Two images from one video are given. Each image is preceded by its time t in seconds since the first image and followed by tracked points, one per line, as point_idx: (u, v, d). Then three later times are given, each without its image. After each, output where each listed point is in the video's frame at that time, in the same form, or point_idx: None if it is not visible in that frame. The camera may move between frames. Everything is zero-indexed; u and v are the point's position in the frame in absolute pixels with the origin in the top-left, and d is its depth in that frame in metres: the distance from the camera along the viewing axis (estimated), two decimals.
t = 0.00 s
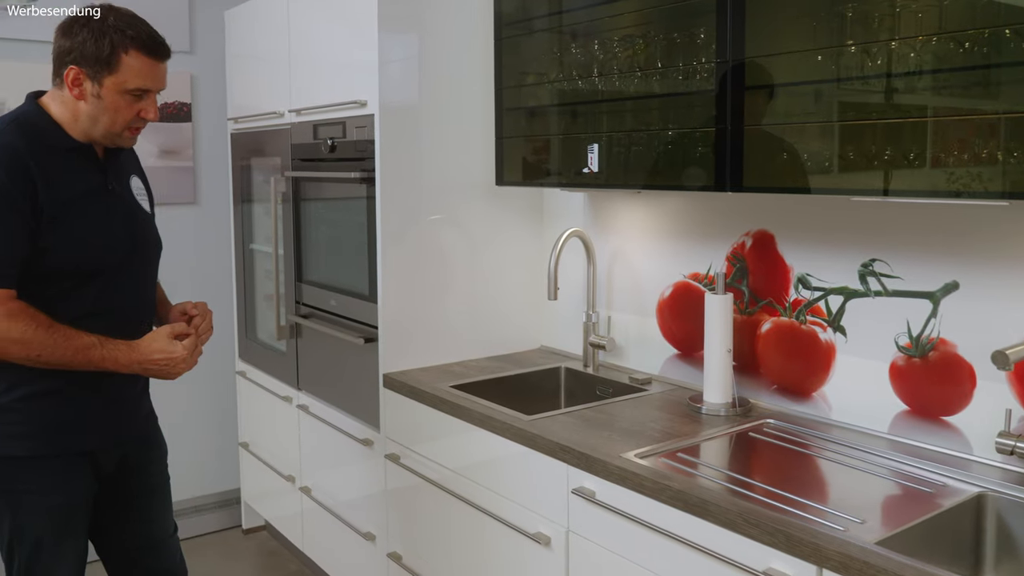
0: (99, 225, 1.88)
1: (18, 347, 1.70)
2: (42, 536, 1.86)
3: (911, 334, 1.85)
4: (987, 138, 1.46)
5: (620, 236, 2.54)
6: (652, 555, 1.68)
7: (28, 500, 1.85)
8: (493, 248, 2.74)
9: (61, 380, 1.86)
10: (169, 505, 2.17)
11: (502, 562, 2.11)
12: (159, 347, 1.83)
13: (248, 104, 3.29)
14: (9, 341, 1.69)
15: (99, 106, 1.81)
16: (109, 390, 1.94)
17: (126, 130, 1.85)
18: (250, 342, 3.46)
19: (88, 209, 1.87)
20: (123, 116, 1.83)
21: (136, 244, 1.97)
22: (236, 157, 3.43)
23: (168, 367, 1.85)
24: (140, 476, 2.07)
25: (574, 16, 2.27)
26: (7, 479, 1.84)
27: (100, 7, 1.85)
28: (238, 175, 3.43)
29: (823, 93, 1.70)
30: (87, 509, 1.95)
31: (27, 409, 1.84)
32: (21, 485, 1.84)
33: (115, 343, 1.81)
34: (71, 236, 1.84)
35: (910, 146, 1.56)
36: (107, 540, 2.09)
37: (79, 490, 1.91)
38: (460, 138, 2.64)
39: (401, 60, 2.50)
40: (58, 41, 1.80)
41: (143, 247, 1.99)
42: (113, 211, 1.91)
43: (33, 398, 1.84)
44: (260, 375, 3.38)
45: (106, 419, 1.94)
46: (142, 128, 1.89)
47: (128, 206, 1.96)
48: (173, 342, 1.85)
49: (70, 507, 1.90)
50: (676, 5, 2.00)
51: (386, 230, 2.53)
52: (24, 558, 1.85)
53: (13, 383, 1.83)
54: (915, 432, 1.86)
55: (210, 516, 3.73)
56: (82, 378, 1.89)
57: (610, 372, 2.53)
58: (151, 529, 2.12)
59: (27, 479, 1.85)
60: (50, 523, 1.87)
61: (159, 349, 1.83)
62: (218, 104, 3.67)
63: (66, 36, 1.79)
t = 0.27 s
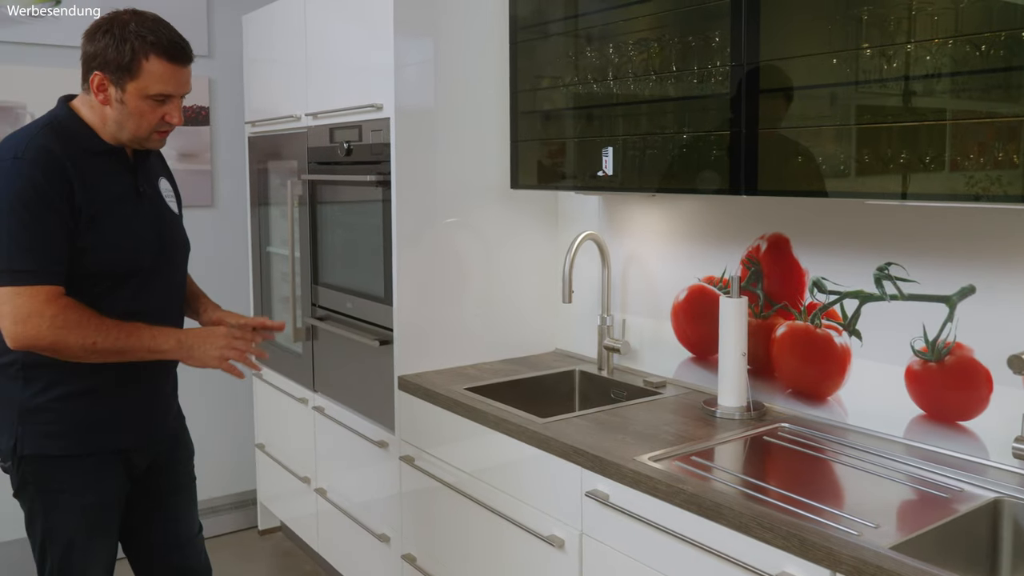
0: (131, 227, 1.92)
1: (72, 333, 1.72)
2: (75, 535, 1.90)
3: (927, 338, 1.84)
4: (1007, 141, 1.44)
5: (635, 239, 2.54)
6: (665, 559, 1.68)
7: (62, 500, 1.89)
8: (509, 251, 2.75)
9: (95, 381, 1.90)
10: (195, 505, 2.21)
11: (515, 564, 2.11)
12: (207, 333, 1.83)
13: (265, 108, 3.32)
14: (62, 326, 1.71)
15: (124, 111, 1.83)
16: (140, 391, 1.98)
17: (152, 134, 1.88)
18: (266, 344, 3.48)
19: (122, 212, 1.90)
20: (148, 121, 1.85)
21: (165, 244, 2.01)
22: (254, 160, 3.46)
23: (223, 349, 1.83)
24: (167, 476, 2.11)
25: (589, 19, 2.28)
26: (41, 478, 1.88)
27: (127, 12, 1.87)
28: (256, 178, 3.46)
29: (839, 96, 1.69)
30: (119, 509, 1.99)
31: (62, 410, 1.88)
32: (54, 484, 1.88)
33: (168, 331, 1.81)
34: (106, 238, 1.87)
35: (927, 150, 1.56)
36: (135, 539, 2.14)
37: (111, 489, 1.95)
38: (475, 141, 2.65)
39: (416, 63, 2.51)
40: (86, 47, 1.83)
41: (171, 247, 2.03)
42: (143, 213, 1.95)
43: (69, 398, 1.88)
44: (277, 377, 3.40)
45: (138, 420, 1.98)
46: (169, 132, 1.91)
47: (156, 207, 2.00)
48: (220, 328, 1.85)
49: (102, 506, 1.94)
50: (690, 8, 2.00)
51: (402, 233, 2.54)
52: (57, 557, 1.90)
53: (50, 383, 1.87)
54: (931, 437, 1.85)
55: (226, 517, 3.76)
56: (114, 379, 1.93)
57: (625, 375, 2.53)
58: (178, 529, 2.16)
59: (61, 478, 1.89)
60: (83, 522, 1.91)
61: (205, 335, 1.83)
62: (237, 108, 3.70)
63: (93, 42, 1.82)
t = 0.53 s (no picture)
0: (166, 233, 1.97)
1: (136, 328, 1.77)
2: (104, 536, 1.94)
3: (935, 343, 1.83)
4: (1018, 146, 1.44)
5: (643, 244, 2.55)
6: (673, 562, 1.68)
7: (92, 502, 1.93)
8: (518, 256, 2.76)
9: (133, 385, 1.95)
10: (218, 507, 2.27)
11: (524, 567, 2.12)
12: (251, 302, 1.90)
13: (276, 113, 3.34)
14: (125, 323, 1.76)
15: (158, 123, 1.86)
16: (173, 397, 2.03)
17: (187, 145, 1.91)
18: (277, 348, 3.50)
19: (157, 219, 1.95)
20: (182, 133, 1.88)
21: (194, 250, 2.06)
22: (265, 164, 3.48)
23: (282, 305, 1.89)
24: (194, 478, 2.17)
25: (598, 25, 2.29)
26: (73, 481, 1.92)
27: (167, 24, 1.89)
28: (267, 182, 3.48)
29: (848, 101, 1.70)
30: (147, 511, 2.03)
31: (96, 413, 1.92)
32: (86, 487, 1.92)
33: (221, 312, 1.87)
34: (142, 246, 1.92)
35: (936, 155, 1.56)
36: (162, 541, 2.19)
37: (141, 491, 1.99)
38: (485, 146, 2.66)
39: (426, 68, 2.53)
40: (125, 57, 1.85)
41: (200, 253, 2.07)
42: (175, 221, 1.99)
43: (105, 401, 1.92)
44: (287, 381, 3.42)
45: (170, 424, 2.03)
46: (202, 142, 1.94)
47: (186, 214, 2.05)
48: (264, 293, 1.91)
49: (131, 507, 1.98)
50: (700, 13, 2.00)
51: (411, 237, 2.55)
52: (85, 558, 1.93)
53: (86, 384, 1.91)
54: (940, 443, 1.85)
55: (237, 519, 3.78)
56: (148, 385, 1.98)
57: (634, 380, 2.53)
58: (201, 530, 2.21)
59: (93, 481, 1.93)
60: (113, 523, 1.95)
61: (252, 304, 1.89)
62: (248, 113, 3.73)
63: (132, 54, 1.84)
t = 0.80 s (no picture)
0: (213, 240, 1.97)
1: (179, 334, 1.80)
2: (135, 536, 1.95)
3: (939, 348, 1.83)
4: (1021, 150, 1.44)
5: (647, 248, 2.55)
6: (676, 566, 1.68)
7: (125, 503, 1.94)
8: (522, 260, 2.76)
9: (173, 389, 1.97)
10: (246, 510, 2.28)
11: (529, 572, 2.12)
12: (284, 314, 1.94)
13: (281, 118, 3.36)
14: (171, 327, 1.79)
15: (219, 128, 1.88)
16: (210, 402, 2.04)
17: (243, 152, 1.93)
18: (281, 352, 3.51)
19: (205, 225, 1.95)
20: (241, 139, 1.91)
21: (240, 258, 2.06)
22: (270, 169, 3.50)
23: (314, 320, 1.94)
24: (226, 480, 2.18)
25: (603, 29, 2.29)
26: (109, 482, 1.93)
27: (232, 33, 1.92)
28: (272, 187, 3.49)
29: (852, 105, 1.70)
30: (178, 513, 2.04)
31: (135, 416, 1.93)
32: (120, 488, 1.93)
33: (254, 322, 1.91)
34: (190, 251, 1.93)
35: (939, 159, 1.56)
36: (190, 541, 2.19)
37: (174, 494, 2.00)
38: (489, 151, 2.67)
39: (431, 73, 2.54)
40: (190, 63, 1.88)
41: (246, 262, 2.08)
42: (224, 229, 2.00)
43: (146, 404, 1.94)
44: (291, 385, 3.43)
45: (206, 429, 2.04)
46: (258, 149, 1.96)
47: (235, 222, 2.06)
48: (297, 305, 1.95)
49: (164, 509, 1.98)
50: (704, 18, 2.01)
51: (415, 241, 2.56)
52: (115, 559, 1.94)
53: (126, 387, 1.92)
54: (944, 447, 1.85)
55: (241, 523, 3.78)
56: (186, 390, 1.99)
57: (638, 384, 2.53)
58: (229, 532, 2.22)
59: (127, 483, 1.94)
60: (144, 525, 1.96)
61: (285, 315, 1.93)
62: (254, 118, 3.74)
63: (197, 60, 1.87)
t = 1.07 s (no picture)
0: (263, 246, 1.96)
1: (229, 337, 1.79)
2: (162, 534, 1.94)
3: (941, 349, 1.83)
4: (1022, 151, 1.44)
5: (649, 251, 2.56)
6: (680, 568, 1.68)
7: (153, 500, 1.94)
8: (524, 263, 2.76)
9: (209, 390, 1.96)
10: (274, 511, 2.28)
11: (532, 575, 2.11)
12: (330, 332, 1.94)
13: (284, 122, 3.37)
14: (221, 329, 1.78)
15: (290, 138, 1.91)
16: (243, 404, 2.04)
17: (310, 162, 1.96)
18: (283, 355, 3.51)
19: (257, 231, 1.95)
20: (310, 150, 1.93)
21: (285, 266, 2.05)
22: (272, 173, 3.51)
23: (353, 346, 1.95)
24: (254, 478, 2.19)
25: (604, 33, 2.30)
26: (139, 478, 1.94)
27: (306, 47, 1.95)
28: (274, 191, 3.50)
29: (853, 107, 1.70)
30: (205, 513, 2.03)
31: (167, 414, 1.93)
32: (148, 485, 1.94)
33: (297, 337, 1.90)
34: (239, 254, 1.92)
35: (940, 160, 1.56)
36: (218, 538, 2.21)
37: (202, 494, 2.00)
38: (491, 154, 2.67)
39: (433, 76, 2.55)
40: (266, 72, 1.90)
41: (290, 273, 2.07)
42: (273, 237, 1.99)
43: (181, 403, 1.94)
44: (293, 388, 3.43)
45: (236, 430, 2.04)
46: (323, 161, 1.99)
47: (285, 232, 2.05)
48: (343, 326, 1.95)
49: (193, 507, 1.98)
50: (705, 21, 2.01)
51: (417, 244, 2.56)
52: (139, 557, 1.94)
53: (164, 386, 1.93)
54: (946, 449, 1.85)
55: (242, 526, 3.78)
56: (222, 392, 1.99)
57: (640, 387, 2.53)
58: (255, 531, 2.23)
59: (156, 479, 1.94)
60: (170, 524, 1.95)
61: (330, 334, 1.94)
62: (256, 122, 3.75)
63: (274, 70, 1.89)
